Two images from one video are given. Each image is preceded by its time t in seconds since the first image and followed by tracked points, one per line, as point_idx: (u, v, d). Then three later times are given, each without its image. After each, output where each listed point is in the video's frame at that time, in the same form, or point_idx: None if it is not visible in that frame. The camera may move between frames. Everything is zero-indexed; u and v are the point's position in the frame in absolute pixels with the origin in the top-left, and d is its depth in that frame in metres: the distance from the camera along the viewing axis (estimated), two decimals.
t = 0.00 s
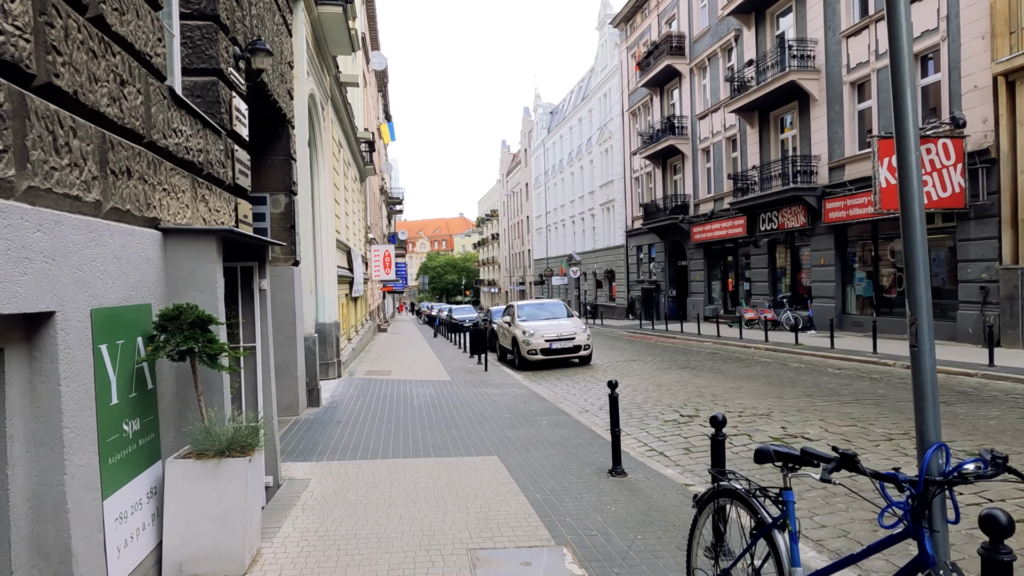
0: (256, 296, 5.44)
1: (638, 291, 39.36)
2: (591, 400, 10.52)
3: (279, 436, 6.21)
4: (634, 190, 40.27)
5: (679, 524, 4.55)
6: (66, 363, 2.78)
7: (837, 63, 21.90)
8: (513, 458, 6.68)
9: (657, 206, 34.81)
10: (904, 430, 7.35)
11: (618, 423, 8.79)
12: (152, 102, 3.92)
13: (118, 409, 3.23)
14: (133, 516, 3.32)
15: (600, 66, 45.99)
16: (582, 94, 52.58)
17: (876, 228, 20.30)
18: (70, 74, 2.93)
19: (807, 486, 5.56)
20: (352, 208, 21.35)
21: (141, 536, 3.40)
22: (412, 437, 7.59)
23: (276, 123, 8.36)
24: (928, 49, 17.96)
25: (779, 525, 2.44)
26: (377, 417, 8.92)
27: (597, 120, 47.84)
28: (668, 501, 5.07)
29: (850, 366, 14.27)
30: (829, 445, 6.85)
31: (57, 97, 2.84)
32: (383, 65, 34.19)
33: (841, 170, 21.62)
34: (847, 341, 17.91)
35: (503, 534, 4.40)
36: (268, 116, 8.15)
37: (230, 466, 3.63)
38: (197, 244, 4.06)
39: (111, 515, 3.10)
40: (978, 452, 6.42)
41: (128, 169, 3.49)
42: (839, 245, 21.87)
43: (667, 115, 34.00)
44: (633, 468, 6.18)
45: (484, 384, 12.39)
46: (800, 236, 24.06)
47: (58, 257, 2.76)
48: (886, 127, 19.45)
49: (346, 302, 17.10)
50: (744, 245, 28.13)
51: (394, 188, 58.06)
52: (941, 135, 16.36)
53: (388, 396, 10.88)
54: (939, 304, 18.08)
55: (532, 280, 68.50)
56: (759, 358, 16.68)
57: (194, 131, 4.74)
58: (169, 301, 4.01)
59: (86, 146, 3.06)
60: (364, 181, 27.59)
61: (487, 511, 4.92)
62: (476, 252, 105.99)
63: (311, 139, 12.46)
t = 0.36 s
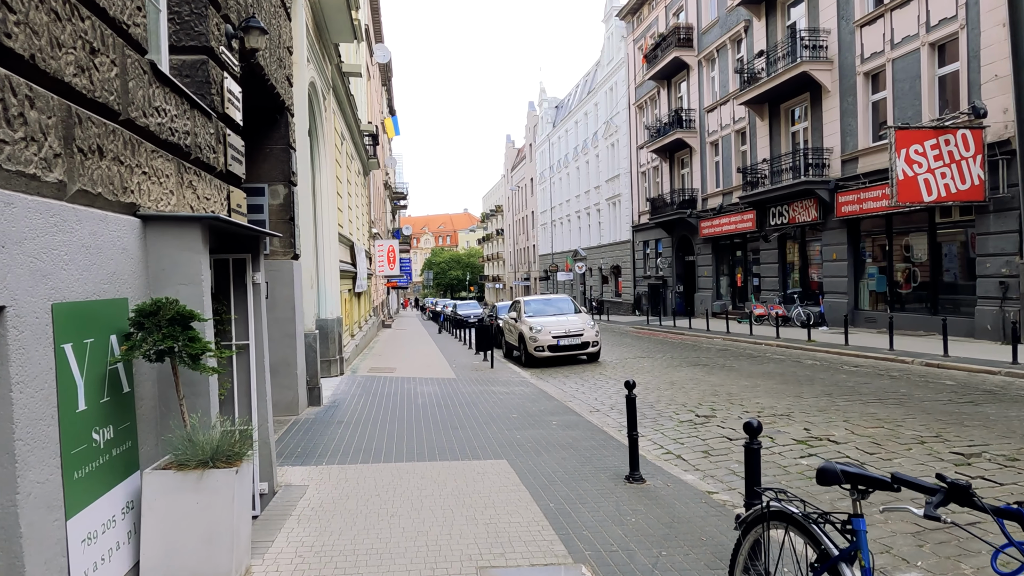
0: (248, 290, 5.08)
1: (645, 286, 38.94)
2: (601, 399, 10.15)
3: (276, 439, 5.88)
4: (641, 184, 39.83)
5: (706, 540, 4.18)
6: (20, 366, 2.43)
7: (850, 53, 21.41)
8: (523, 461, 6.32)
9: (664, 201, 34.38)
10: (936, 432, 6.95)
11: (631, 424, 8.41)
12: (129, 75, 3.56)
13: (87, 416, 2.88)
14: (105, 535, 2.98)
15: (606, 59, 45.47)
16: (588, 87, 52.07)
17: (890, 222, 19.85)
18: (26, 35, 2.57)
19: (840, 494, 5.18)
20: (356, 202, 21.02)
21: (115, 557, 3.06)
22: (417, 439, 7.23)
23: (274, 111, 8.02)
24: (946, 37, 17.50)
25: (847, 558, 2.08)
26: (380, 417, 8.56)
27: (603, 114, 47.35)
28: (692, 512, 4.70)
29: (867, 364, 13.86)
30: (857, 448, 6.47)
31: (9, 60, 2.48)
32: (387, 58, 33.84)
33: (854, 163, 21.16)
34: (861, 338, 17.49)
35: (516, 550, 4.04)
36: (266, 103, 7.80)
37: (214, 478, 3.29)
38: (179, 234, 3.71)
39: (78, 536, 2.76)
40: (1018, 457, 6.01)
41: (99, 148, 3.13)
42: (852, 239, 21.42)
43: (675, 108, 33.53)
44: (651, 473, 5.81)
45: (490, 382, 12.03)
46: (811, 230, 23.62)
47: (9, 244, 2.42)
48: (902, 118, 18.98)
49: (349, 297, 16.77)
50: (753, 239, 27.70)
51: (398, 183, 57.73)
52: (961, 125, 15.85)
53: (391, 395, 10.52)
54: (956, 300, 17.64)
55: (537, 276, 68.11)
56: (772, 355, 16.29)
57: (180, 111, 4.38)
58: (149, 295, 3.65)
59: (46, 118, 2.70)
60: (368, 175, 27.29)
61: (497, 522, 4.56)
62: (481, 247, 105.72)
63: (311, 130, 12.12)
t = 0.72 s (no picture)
0: (245, 287, 4.73)
1: (653, 286, 38.53)
2: (615, 402, 9.78)
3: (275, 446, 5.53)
4: (648, 182, 39.41)
5: (743, 561, 3.83)
6: None
7: (865, 46, 20.95)
8: (537, 470, 5.95)
9: (672, 199, 33.97)
10: (974, 439, 6.55)
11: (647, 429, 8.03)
12: (108, 47, 3.21)
13: (54, 428, 2.54)
14: (75, 563, 2.64)
15: (614, 56, 45.04)
16: (595, 85, 51.65)
17: (907, 219, 19.40)
18: None
19: (883, 510, 4.79)
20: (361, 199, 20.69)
21: None
22: (424, 445, 6.87)
23: (276, 102, 7.73)
24: (965, 30, 17.06)
25: None
26: (386, 420, 8.20)
27: (610, 112, 46.94)
28: (725, 530, 4.33)
29: (887, 365, 13.46)
30: (892, 455, 6.08)
31: None
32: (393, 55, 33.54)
33: (869, 159, 20.71)
34: (878, 338, 17.05)
35: (537, 571, 3.68)
36: (267, 93, 7.47)
37: (200, 496, 2.95)
38: (164, 224, 3.35)
39: (40, 567, 2.41)
40: None
41: (69, 127, 2.79)
42: (867, 237, 20.97)
43: (683, 105, 33.11)
44: (676, 483, 5.43)
45: (499, 383, 11.67)
46: (824, 228, 23.17)
47: None
48: (919, 113, 18.54)
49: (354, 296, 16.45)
50: (764, 238, 27.26)
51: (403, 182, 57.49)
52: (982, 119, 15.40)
53: (397, 397, 10.17)
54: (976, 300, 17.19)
55: (543, 275, 67.76)
56: (786, 356, 15.89)
57: (169, 92, 4.03)
58: (130, 291, 3.30)
59: (4, 89, 2.35)
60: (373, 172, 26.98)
61: (514, 539, 4.20)
62: (486, 246, 105.53)
63: (314, 125, 11.80)
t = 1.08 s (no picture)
0: (240, 284, 4.36)
1: (660, 284, 38.13)
2: (628, 405, 9.40)
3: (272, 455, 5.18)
4: (656, 179, 38.96)
5: None
6: None
7: (881, 40, 20.48)
8: (553, 479, 5.59)
9: (681, 196, 33.54)
10: (1016, 449, 6.15)
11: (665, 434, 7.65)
12: (81, 12, 2.84)
13: (9, 446, 2.18)
14: None
15: (622, 52, 44.56)
16: (602, 81, 51.20)
17: (924, 217, 18.95)
18: None
19: (931, 529, 4.40)
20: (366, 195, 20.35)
21: None
22: (431, 451, 6.51)
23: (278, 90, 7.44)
24: (988, 22, 16.64)
25: None
26: (391, 424, 7.84)
27: (617, 108, 46.46)
28: (763, 552, 3.96)
29: (907, 366, 13.04)
30: (931, 466, 5.69)
31: None
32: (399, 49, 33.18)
33: (885, 155, 20.25)
34: (895, 339, 16.63)
35: None
36: (268, 80, 7.13)
37: (182, 522, 2.61)
38: (145, 212, 2.99)
39: None
40: None
41: (30, 98, 2.43)
42: (882, 235, 20.52)
43: (693, 101, 32.66)
44: (702, 497, 5.06)
45: (507, 384, 11.30)
46: (838, 226, 22.72)
47: None
48: (937, 108, 18.07)
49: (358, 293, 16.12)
50: (775, 236, 26.80)
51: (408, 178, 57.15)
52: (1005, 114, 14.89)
53: (402, 398, 9.81)
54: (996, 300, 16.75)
55: (549, 272, 67.37)
56: (802, 356, 15.49)
57: (155, 69, 3.67)
58: (106, 287, 2.94)
59: None
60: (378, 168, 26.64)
61: (533, 560, 3.84)
62: (492, 244, 105.15)
63: (318, 117, 11.44)
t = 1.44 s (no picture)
0: (225, 280, 4.02)
1: (664, 283, 37.74)
2: (637, 409, 9.05)
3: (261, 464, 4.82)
4: (660, 178, 38.58)
5: None
6: None
7: (892, 35, 20.10)
8: (562, 489, 5.24)
9: (686, 195, 33.17)
10: None
11: (677, 440, 7.31)
12: None
13: None
14: None
15: (625, 49, 44.16)
16: (605, 79, 50.81)
17: (936, 215, 18.58)
18: None
19: (975, 547, 4.05)
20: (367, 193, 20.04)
21: None
22: (433, 458, 6.15)
23: (272, 78, 7.16)
24: (1003, 15, 16.26)
25: None
26: (391, 428, 7.49)
27: (621, 106, 46.07)
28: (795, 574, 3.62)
29: (923, 368, 12.66)
30: (966, 476, 5.33)
31: None
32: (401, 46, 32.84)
33: (895, 152, 19.88)
34: (907, 340, 16.25)
35: None
36: (262, 68, 6.83)
37: (143, 550, 2.30)
38: (109, 197, 2.65)
39: None
40: None
41: None
42: (892, 234, 20.14)
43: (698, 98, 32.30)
44: (724, 510, 4.71)
45: (511, 385, 10.95)
46: (846, 224, 22.34)
47: None
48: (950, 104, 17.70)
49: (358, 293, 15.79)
50: (782, 235, 26.42)
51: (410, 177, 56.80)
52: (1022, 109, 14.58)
53: (401, 400, 9.44)
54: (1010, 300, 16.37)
55: (551, 272, 66.99)
56: (812, 357, 15.12)
57: (129, 42, 3.33)
58: (63, 281, 2.59)
59: None
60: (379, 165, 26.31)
61: None
62: (494, 243, 104.75)
63: (315, 110, 11.13)
